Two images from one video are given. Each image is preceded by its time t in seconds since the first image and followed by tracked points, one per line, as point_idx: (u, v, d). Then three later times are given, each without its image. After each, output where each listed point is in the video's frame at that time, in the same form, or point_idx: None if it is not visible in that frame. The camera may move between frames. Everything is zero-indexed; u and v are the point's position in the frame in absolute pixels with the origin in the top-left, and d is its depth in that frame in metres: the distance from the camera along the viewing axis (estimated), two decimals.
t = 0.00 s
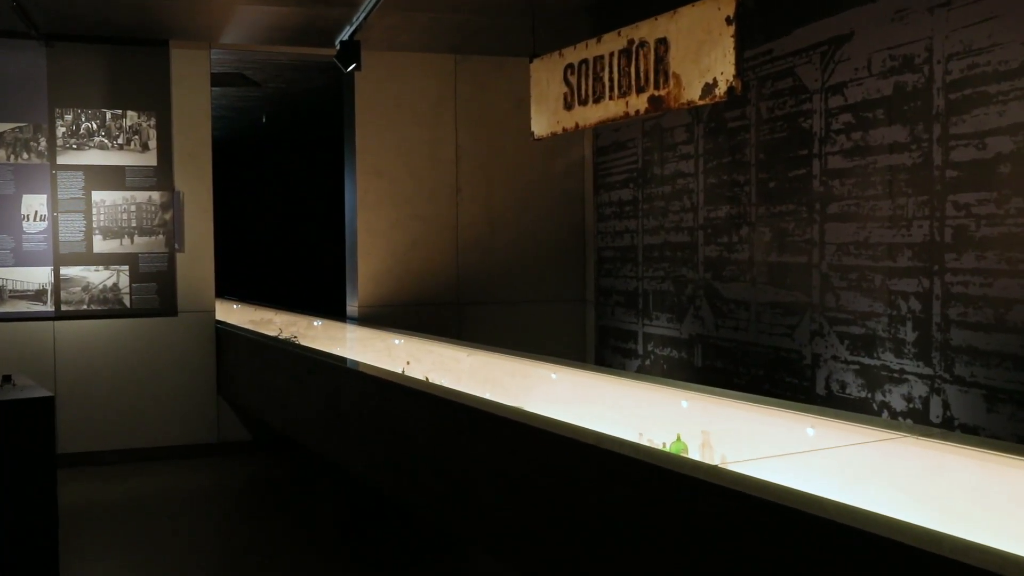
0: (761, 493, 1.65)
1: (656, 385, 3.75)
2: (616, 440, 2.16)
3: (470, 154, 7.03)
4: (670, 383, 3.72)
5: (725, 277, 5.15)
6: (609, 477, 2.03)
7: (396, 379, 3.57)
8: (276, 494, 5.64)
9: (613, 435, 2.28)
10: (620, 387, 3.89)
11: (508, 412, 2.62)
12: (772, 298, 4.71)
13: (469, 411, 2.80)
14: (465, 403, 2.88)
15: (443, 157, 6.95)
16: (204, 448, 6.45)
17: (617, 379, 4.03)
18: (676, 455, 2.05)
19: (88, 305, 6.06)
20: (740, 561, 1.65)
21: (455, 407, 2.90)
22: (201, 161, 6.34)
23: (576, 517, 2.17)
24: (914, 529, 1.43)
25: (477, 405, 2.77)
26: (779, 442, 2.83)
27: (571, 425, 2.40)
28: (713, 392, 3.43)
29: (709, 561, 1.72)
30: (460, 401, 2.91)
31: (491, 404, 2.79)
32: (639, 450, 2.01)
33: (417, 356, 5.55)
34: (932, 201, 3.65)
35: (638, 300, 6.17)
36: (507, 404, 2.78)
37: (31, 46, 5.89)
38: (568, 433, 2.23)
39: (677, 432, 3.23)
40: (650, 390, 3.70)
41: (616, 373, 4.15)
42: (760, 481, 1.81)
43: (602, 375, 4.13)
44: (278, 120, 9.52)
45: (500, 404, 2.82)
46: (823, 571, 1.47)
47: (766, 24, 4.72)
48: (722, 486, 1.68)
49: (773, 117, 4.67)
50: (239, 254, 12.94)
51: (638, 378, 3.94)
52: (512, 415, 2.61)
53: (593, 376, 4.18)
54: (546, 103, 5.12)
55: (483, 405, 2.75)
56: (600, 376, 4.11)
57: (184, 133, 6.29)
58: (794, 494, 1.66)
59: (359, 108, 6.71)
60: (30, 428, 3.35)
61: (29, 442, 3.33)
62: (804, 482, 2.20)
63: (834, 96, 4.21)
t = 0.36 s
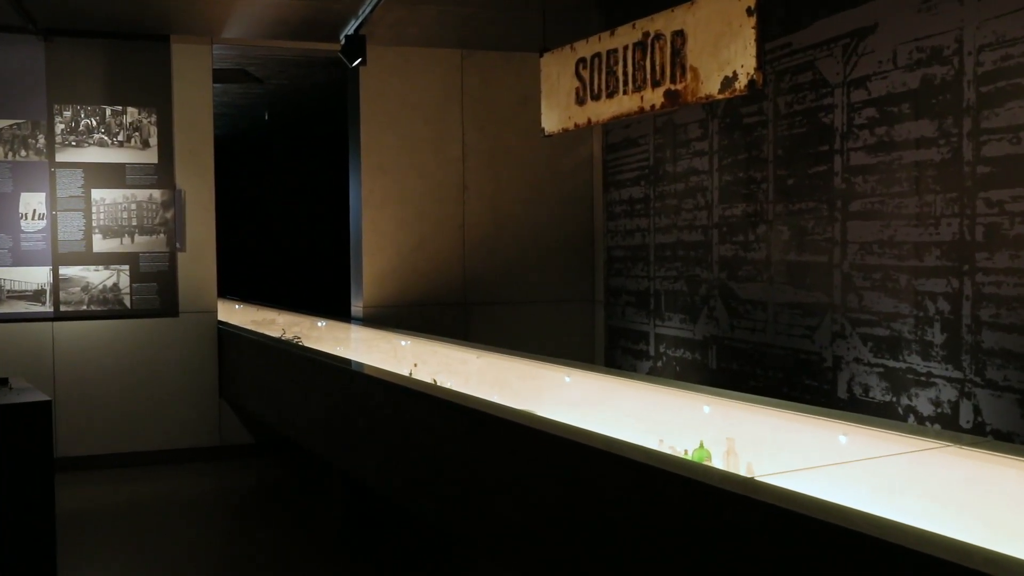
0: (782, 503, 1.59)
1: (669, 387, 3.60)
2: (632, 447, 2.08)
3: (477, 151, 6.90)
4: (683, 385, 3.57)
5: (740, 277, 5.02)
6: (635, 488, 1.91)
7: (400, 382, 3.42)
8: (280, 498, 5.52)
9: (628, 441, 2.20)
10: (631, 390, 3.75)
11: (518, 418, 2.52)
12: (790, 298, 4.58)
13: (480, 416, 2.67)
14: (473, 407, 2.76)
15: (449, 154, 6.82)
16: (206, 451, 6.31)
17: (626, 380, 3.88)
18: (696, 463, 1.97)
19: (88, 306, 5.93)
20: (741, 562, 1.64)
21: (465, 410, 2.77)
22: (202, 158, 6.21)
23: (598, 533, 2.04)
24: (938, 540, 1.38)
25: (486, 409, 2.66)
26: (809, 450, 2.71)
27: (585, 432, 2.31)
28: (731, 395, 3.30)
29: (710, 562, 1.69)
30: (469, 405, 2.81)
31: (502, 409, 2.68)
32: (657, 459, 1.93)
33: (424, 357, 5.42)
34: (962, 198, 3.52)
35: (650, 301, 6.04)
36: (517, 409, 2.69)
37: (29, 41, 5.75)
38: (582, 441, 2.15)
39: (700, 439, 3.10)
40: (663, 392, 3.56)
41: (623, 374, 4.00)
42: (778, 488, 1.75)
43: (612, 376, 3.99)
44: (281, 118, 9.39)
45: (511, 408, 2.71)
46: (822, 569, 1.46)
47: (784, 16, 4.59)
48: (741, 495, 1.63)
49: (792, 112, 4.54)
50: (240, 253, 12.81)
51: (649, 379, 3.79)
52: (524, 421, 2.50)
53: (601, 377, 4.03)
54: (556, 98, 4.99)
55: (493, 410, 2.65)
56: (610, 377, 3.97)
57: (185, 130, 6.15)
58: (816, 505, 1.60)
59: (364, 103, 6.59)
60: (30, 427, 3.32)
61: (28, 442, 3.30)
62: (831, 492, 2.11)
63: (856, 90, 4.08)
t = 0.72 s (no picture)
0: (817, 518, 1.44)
1: (683, 390, 3.44)
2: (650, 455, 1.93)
3: (480, 148, 6.73)
4: (697, 388, 3.40)
5: (755, 276, 4.87)
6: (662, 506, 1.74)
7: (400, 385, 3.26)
8: (278, 504, 5.35)
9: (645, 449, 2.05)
10: (642, 394, 3.59)
11: (526, 423, 2.36)
12: (808, 298, 4.42)
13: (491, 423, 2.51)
14: (479, 411, 2.61)
15: (452, 150, 6.66)
16: (203, 455, 6.14)
17: (636, 384, 3.72)
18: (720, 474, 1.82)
19: (81, 307, 5.74)
20: None
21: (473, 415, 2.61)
22: (200, 155, 6.06)
23: (621, 553, 1.87)
24: (994, 561, 1.23)
25: (493, 415, 2.50)
26: (841, 460, 2.55)
27: (600, 439, 2.16)
28: (749, 400, 3.14)
29: None
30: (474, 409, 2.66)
31: (509, 413, 2.53)
32: (678, 469, 1.78)
33: (427, 359, 5.26)
34: (994, 194, 3.37)
35: (659, 301, 5.89)
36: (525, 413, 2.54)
37: (21, 34, 5.58)
38: (596, 449, 2.00)
39: (723, 447, 2.94)
40: (677, 396, 3.40)
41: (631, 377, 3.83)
42: (812, 502, 1.60)
43: (621, 379, 3.83)
44: (280, 115, 9.23)
45: (518, 413, 2.55)
46: None
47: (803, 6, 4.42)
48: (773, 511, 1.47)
49: (810, 105, 4.37)
50: (239, 252, 12.65)
51: (659, 382, 3.63)
52: (533, 427, 2.35)
53: (609, 380, 3.87)
54: (565, 92, 4.82)
55: (499, 415, 2.50)
56: (620, 381, 3.81)
57: (181, 126, 6.01)
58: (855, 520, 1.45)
59: (364, 96, 6.42)
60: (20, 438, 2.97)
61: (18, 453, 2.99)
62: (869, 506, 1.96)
63: (879, 83, 3.92)
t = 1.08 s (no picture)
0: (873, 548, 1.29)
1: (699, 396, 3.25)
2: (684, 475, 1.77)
3: (484, 144, 6.55)
4: (715, 395, 3.21)
5: (772, 277, 4.69)
6: (712, 534, 1.57)
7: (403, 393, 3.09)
8: (277, 512, 5.17)
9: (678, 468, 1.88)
10: (656, 402, 3.40)
11: (545, 437, 2.20)
12: (829, 300, 4.25)
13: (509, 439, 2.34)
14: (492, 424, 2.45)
15: (456, 147, 6.48)
16: (200, 462, 5.96)
17: (648, 390, 3.52)
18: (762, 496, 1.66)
19: (74, 309, 5.58)
20: None
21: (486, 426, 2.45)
22: (196, 152, 5.84)
23: None
24: None
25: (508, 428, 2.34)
26: (883, 475, 2.37)
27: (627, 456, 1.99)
28: (773, 407, 2.95)
29: None
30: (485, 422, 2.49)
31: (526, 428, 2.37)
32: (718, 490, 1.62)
33: (430, 363, 5.08)
34: None
35: (671, 302, 5.72)
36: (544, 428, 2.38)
37: (11, 27, 5.39)
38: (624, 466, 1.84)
39: (750, 461, 2.76)
40: (693, 402, 3.21)
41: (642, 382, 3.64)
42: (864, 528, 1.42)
43: (632, 384, 3.64)
44: (280, 112, 9.06)
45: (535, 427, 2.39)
46: None
47: None
48: (834, 540, 1.32)
49: (832, 99, 4.20)
50: (238, 253, 12.48)
51: (674, 388, 3.44)
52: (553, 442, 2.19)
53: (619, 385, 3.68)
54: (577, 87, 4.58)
55: (516, 429, 2.33)
56: (631, 387, 3.62)
57: (178, 121, 5.80)
58: (921, 553, 1.29)
59: (365, 91, 6.25)
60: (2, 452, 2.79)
61: None
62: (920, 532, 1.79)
63: (906, 74, 3.75)
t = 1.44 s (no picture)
0: None
1: (714, 402, 3.06)
2: (713, 495, 1.65)
3: (485, 141, 6.39)
4: (728, 400, 3.03)
5: (785, 277, 4.54)
6: (761, 558, 1.43)
7: (405, 399, 2.94)
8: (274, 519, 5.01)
9: (706, 484, 1.76)
10: (666, 408, 3.21)
11: (561, 451, 2.06)
12: (846, 301, 4.10)
13: (523, 449, 2.18)
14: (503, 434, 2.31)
15: (458, 145, 6.33)
16: (194, 468, 5.79)
17: (658, 395, 3.34)
18: (796, 515, 1.55)
19: (63, 310, 5.41)
20: None
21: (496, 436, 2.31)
22: (190, 149, 5.69)
23: None
24: None
25: (521, 439, 2.20)
26: (918, 488, 2.19)
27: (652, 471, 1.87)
28: (793, 413, 2.76)
29: None
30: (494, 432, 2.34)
31: (541, 439, 2.23)
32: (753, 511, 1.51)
33: (430, 365, 4.91)
34: None
35: (678, 303, 5.57)
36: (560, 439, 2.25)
37: None
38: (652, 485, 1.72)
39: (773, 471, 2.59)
40: (706, 407, 3.02)
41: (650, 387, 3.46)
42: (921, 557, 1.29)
43: (641, 390, 3.45)
44: (278, 109, 8.91)
45: (550, 438, 2.26)
46: None
47: None
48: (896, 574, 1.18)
49: (849, 92, 4.05)
50: (235, 252, 12.33)
51: (684, 393, 3.25)
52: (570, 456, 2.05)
53: (628, 391, 3.50)
54: (580, 80, 4.21)
55: (530, 441, 2.20)
56: (640, 392, 3.44)
57: (172, 116, 5.64)
58: None
59: (364, 87, 6.08)
60: None
61: None
62: (971, 556, 1.65)
63: (929, 65, 3.59)
